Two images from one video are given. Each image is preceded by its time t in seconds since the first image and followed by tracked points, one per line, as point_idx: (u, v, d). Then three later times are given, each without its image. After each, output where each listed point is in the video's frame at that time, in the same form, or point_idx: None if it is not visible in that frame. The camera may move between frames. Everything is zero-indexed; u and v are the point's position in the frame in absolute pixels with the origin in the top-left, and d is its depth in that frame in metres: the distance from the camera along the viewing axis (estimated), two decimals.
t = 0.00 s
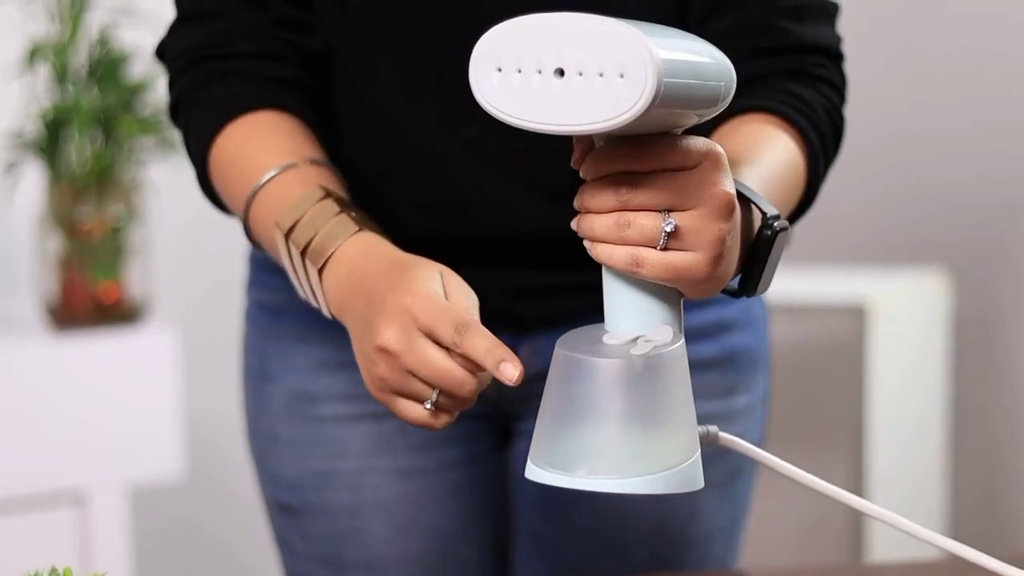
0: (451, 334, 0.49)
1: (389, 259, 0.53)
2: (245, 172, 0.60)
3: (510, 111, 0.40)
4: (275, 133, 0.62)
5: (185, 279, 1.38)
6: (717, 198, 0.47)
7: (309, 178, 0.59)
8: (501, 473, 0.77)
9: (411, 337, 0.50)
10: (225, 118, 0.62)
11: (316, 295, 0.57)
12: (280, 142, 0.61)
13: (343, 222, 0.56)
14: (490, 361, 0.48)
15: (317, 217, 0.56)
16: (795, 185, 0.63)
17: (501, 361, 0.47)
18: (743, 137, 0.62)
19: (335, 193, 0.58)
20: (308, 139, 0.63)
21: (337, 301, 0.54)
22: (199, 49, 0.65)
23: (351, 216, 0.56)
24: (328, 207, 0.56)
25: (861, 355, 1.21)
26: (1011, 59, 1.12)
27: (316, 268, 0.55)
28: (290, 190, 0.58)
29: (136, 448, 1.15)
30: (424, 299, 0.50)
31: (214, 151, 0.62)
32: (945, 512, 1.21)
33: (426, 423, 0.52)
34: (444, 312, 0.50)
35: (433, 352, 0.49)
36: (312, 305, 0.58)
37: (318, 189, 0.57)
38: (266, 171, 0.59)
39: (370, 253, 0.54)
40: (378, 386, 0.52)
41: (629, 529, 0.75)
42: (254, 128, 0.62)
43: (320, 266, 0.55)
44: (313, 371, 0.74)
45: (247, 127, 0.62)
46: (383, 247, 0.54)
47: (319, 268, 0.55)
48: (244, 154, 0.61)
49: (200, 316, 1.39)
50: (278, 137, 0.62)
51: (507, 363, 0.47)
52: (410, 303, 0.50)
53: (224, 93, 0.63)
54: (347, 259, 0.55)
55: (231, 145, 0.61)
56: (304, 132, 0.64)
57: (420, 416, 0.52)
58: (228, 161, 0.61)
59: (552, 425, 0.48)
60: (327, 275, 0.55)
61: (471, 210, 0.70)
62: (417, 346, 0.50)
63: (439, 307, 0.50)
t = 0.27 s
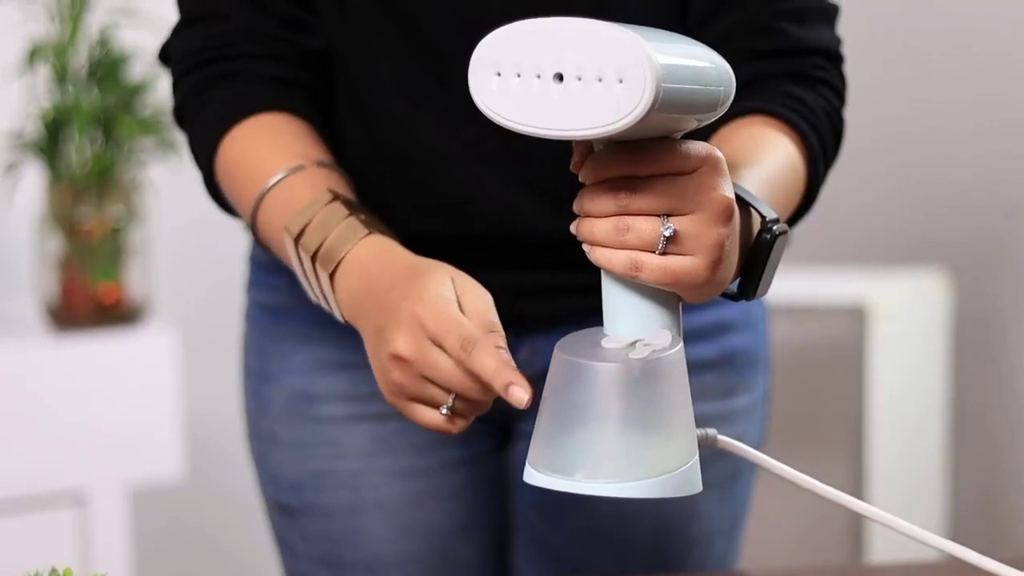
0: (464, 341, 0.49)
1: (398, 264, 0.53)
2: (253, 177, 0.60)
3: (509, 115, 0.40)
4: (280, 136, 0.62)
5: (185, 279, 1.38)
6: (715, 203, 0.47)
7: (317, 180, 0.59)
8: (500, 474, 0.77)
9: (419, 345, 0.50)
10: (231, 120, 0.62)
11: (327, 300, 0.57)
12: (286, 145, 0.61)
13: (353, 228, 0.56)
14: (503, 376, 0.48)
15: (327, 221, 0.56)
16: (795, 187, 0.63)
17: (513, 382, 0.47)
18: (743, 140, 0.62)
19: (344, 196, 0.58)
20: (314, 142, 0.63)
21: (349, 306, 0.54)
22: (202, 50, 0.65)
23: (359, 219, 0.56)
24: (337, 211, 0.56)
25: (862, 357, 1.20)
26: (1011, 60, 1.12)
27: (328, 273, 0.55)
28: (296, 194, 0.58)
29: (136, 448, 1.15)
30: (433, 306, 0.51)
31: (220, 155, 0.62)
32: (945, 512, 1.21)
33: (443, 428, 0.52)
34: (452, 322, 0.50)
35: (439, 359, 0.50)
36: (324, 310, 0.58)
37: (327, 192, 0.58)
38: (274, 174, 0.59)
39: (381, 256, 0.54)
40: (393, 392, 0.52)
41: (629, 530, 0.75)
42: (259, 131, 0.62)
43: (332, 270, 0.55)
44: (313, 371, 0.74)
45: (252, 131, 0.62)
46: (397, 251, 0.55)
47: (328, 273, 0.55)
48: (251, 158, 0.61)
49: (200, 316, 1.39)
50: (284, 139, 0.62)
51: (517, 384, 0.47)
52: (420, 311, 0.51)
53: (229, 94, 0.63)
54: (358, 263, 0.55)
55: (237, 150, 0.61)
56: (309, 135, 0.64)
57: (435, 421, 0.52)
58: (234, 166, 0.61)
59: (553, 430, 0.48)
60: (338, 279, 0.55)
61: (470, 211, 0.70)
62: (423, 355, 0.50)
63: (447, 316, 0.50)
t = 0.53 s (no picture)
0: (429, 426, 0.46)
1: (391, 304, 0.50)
2: (266, 184, 0.59)
3: (507, 118, 0.40)
4: (296, 139, 0.61)
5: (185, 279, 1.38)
6: (713, 205, 0.47)
7: (323, 192, 0.58)
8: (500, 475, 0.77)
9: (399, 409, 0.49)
10: (249, 120, 0.62)
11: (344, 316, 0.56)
12: (303, 147, 0.61)
13: (357, 248, 0.54)
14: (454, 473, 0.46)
15: (330, 244, 0.55)
16: (794, 188, 0.63)
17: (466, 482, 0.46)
18: (742, 141, 0.62)
19: (349, 209, 0.56)
20: (333, 143, 0.63)
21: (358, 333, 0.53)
22: (221, 47, 0.65)
23: (363, 236, 0.55)
24: (340, 230, 0.55)
25: (861, 358, 1.20)
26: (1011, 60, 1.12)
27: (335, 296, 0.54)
28: (307, 204, 0.57)
29: (137, 448, 1.15)
30: (407, 374, 0.47)
31: (238, 156, 0.61)
32: (945, 512, 1.21)
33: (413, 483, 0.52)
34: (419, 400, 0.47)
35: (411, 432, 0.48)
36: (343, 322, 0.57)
37: (332, 207, 0.56)
38: (288, 180, 0.59)
39: (382, 281, 0.52)
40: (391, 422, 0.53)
41: (629, 530, 0.75)
42: (279, 130, 0.62)
43: (337, 294, 0.54)
44: (313, 371, 0.74)
45: (268, 132, 0.61)
46: (400, 276, 0.52)
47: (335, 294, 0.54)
48: (267, 161, 0.60)
49: (200, 316, 1.39)
50: (301, 142, 0.61)
51: (473, 490, 0.46)
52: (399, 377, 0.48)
53: (248, 93, 0.63)
54: (361, 287, 0.53)
55: (253, 152, 0.61)
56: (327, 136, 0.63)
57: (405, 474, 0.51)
58: (250, 169, 0.61)
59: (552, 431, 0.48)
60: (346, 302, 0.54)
61: (471, 213, 0.70)
62: (396, 427, 0.49)
63: (417, 394, 0.47)
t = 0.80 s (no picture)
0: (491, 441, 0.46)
1: (435, 306, 0.49)
2: (283, 181, 0.58)
3: (509, 119, 0.40)
4: (315, 132, 0.60)
5: (185, 279, 1.38)
6: (714, 206, 0.47)
7: (343, 187, 0.57)
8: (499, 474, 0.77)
9: (451, 421, 0.48)
10: (262, 118, 0.60)
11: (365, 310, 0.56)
12: (321, 141, 0.60)
13: (382, 242, 0.53)
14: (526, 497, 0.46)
15: (350, 240, 0.54)
16: (794, 188, 0.63)
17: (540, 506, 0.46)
18: (743, 142, 0.62)
19: (369, 202, 0.55)
20: (351, 138, 0.62)
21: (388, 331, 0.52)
22: (236, 41, 0.63)
23: (386, 229, 0.53)
24: (360, 225, 0.54)
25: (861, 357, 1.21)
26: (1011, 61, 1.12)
27: (359, 291, 0.53)
28: (325, 200, 0.56)
29: (136, 448, 1.15)
30: (464, 386, 0.47)
31: (253, 151, 0.60)
32: (945, 512, 1.21)
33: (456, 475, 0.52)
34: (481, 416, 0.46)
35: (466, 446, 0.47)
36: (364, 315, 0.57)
37: (352, 201, 0.55)
38: (305, 175, 0.58)
39: (414, 276, 0.51)
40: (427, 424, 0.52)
41: (628, 530, 0.75)
42: (297, 123, 0.60)
43: (361, 290, 0.53)
44: (313, 370, 0.74)
45: (284, 126, 0.60)
46: (434, 271, 0.51)
47: (358, 289, 0.53)
48: (285, 155, 0.59)
49: (199, 316, 1.39)
50: (320, 135, 0.60)
51: (539, 515, 0.46)
52: (451, 388, 0.47)
53: (262, 91, 0.61)
54: (385, 281, 0.52)
55: (269, 147, 0.60)
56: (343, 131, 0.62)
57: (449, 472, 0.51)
58: (266, 164, 0.60)
59: (552, 430, 0.48)
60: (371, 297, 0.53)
61: (473, 212, 0.70)
62: (449, 439, 0.48)
63: (478, 412, 0.46)
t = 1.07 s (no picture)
0: (513, 457, 0.45)
1: (435, 322, 0.48)
2: (281, 183, 0.58)
3: (505, 124, 0.40)
4: (311, 133, 0.60)
5: (185, 279, 1.38)
6: (712, 209, 0.47)
7: (335, 189, 0.56)
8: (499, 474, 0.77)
9: (464, 441, 0.47)
10: (262, 118, 0.60)
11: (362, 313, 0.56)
12: (322, 141, 0.59)
13: (374, 246, 0.53)
14: (552, 505, 0.46)
15: (341, 243, 0.54)
16: (796, 187, 0.63)
17: (565, 511, 0.46)
18: (744, 142, 0.62)
19: (361, 205, 0.55)
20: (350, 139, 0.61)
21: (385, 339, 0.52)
22: (239, 40, 0.63)
23: (376, 232, 0.53)
24: (351, 228, 0.53)
25: (861, 357, 1.21)
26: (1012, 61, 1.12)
27: (351, 295, 0.53)
28: (318, 203, 0.56)
29: (136, 448, 1.15)
30: (475, 405, 0.46)
31: (254, 152, 0.61)
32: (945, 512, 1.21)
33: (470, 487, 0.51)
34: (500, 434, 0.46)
35: (484, 464, 0.47)
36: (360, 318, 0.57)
37: (344, 204, 0.55)
38: (299, 178, 0.58)
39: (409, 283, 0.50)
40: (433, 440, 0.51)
41: (628, 530, 0.75)
42: (297, 124, 0.60)
43: (353, 294, 0.53)
44: (313, 371, 0.74)
45: (282, 127, 0.60)
46: (427, 275, 0.51)
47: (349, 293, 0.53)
48: (280, 157, 0.59)
49: (199, 316, 1.39)
50: (317, 135, 0.60)
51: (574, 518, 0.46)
52: (461, 407, 0.47)
53: (264, 89, 0.61)
54: (375, 286, 0.52)
55: (268, 149, 0.60)
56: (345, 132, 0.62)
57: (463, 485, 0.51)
58: (264, 166, 0.60)
59: (551, 433, 0.48)
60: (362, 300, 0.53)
61: (473, 213, 0.70)
62: (466, 459, 0.47)
63: (494, 431, 0.46)
